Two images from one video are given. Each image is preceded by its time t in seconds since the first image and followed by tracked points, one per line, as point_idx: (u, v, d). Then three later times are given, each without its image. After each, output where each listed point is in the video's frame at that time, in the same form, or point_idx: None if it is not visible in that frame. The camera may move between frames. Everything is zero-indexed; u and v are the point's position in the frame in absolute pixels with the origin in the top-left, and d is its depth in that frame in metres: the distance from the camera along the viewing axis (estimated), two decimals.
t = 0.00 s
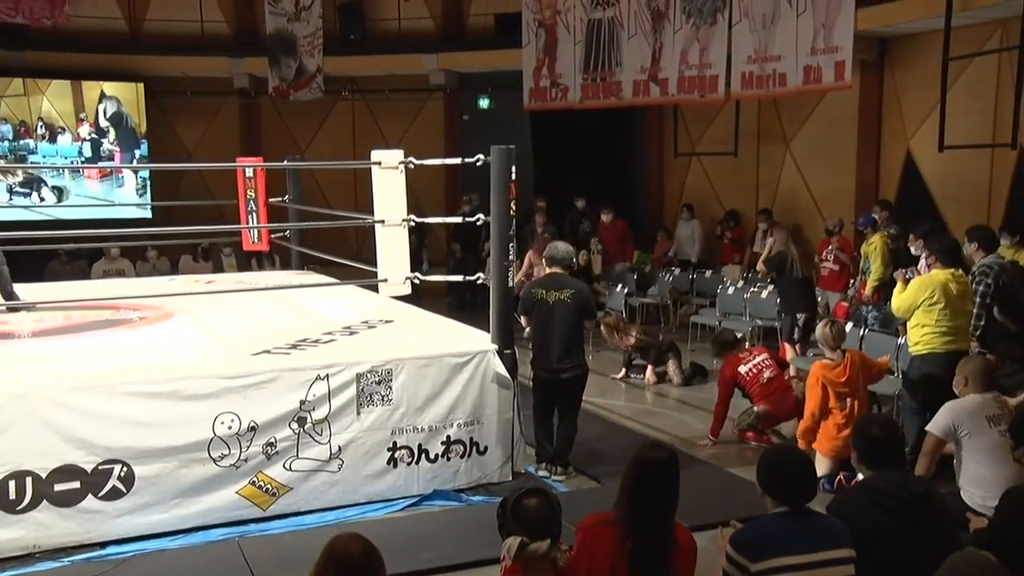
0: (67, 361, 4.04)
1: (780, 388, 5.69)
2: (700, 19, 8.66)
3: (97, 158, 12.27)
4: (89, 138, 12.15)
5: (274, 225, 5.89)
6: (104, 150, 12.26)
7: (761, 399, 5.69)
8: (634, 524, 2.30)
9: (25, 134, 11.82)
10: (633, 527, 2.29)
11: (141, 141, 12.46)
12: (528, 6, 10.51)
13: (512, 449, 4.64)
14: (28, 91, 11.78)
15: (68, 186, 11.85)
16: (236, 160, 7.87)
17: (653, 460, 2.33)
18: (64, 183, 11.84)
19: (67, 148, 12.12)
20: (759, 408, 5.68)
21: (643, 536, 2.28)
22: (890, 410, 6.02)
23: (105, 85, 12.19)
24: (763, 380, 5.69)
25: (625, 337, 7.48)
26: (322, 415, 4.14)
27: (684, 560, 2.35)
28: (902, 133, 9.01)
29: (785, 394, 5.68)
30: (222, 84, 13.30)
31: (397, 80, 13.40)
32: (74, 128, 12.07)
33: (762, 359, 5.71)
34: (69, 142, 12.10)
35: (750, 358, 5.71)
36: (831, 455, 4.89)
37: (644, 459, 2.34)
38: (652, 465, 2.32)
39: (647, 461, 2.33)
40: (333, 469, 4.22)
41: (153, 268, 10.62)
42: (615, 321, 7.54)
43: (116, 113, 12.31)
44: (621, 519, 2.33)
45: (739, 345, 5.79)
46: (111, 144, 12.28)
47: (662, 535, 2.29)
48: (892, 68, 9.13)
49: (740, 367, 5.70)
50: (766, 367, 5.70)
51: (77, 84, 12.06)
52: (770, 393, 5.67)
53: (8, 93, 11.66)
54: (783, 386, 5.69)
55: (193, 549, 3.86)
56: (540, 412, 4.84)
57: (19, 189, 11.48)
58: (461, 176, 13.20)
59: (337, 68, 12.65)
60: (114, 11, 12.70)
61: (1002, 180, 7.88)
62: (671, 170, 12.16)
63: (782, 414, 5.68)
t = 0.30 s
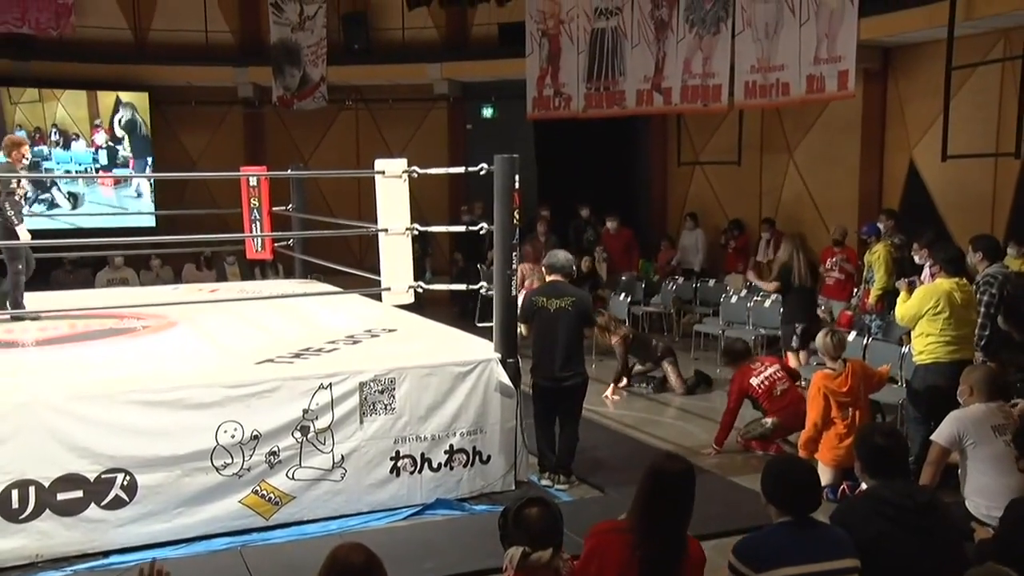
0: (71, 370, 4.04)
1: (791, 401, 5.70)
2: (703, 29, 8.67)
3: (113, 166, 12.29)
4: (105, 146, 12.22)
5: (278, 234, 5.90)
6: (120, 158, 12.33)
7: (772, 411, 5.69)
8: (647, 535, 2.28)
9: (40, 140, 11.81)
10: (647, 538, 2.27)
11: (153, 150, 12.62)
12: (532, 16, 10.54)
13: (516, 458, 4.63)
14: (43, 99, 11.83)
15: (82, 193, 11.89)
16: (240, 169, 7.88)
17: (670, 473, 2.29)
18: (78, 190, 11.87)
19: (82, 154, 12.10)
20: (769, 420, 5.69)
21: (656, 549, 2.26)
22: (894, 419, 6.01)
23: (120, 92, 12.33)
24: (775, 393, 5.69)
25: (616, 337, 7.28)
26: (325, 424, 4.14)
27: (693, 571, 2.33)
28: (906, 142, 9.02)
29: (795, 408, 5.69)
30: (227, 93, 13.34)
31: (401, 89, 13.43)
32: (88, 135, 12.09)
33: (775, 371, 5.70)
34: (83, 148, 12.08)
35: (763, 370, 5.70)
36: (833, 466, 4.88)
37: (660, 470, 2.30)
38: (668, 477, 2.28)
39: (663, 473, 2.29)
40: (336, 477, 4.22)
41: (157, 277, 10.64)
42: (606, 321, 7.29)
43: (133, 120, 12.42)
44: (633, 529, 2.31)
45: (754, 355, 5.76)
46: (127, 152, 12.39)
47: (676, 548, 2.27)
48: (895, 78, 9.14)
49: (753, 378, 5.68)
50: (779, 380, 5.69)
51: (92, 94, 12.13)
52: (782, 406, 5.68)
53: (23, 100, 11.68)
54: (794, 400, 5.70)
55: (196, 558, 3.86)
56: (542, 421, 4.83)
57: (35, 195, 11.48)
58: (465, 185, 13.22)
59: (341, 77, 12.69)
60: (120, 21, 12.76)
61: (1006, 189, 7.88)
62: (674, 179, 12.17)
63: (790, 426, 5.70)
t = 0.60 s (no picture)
0: (71, 373, 4.04)
1: (795, 405, 5.69)
2: (703, 32, 8.68)
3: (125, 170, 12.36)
4: (117, 152, 12.27)
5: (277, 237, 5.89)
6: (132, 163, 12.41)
7: (774, 415, 5.68)
8: (658, 538, 2.28)
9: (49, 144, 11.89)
10: (657, 542, 2.28)
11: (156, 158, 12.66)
12: (532, 19, 10.55)
13: (515, 461, 4.62)
14: (52, 103, 11.87)
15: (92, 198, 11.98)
16: (240, 172, 7.88)
17: (683, 478, 2.29)
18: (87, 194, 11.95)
19: (92, 159, 12.20)
20: (771, 423, 5.68)
21: (667, 553, 2.26)
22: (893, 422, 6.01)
23: (131, 96, 12.31)
24: (781, 396, 5.68)
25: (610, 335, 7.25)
26: (324, 427, 4.13)
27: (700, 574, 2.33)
28: (905, 145, 9.02)
29: (797, 413, 5.69)
30: (228, 96, 13.34)
31: (401, 93, 13.44)
32: (97, 140, 12.12)
33: (781, 375, 5.67)
34: (93, 153, 12.16)
35: (770, 372, 5.66)
36: (832, 469, 4.86)
37: (673, 475, 2.30)
38: (681, 482, 2.29)
39: (677, 477, 2.30)
40: (336, 481, 4.21)
41: (157, 280, 10.65)
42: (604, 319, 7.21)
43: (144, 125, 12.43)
44: (643, 532, 2.32)
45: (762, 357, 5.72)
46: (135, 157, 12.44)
47: (687, 552, 2.27)
48: (894, 81, 9.15)
49: (759, 380, 5.66)
50: (785, 384, 5.67)
51: (103, 98, 12.14)
52: (785, 411, 5.67)
53: (32, 105, 11.73)
54: (797, 404, 5.69)
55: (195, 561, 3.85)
56: (541, 424, 4.82)
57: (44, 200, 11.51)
58: (465, 188, 13.22)
59: (340, 80, 12.69)
60: (120, 24, 12.77)
61: (1005, 192, 7.88)
62: (674, 182, 12.18)
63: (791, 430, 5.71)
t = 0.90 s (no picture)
0: (71, 376, 4.04)
1: (795, 408, 5.67)
2: (703, 35, 8.69)
3: (121, 165, 12.37)
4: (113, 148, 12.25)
5: (277, 240, 5.89)
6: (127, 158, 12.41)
7: (774, 416, 5.67)
8: (659, 542, 2.29)
9: (46, 141, 11.90)
10: (659, 544, 2.28)
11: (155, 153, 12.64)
12: (532, 23, 10.57)
13: (515, 464, 4.62)
14: (49, 99, 11.86)
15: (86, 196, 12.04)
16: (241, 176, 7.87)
17: (687, 483, 2.30)
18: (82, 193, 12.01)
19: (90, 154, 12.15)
20: (771, 425, 5.69)
21: (669, 555, 2.26)
22: (894, 425, 6.00)
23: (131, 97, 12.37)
24: (782, 398, 5.67)
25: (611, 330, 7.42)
26: (324, 430, 4.13)
27: None
28: (906, 148, 9.02)
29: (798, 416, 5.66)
30: (229, 99, 13.35)
31: (401, 96, 13.46)
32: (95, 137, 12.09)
33: (782, 376, 5.68)
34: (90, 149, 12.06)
35: (772, 372, 5.69)
36: (832, 472, 4.87)
37: (678, 480, 2.31)
38: (685, 487, 2.29)
39: (681, 483, 2.30)
40: (336, 484, 4.21)
41: (157, 283, 10.66)
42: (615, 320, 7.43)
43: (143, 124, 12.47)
44: (645, 535, 2.32)
45: (766, 357, 5.76)
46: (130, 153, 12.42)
47: (690, 555, 2.27)
48: (894, 85, 9.16)
49: (760, 380, 5.70)
50: (786, 385, 5.68)
51: (101, 99, 12.14)
52: (784, 413, 5.66)
53: (30, 101, 11.73)
54: (797, 407, 5.67)
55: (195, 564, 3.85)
56: (541, 427, 4.82)
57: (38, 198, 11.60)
58: (465, 192, 13.23)
59: (341, 83, 12.71)
60: (121, 28, 12.79)
61: (1005, 195, 7.88)
62: (675, 186, 12.17)
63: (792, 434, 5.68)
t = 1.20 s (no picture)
0: (71, 379, 4.04)
1: (797, 409, 5.69)
2: (703, 38, 8.70)
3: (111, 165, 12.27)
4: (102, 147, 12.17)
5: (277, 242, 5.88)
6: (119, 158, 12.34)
7: (775, 417, 5.69)
8: (655, 543, 2.28)
9: (41, 141, 11.84)
10: (654, 547, 2.28)
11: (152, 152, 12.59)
12: (532, 25, 10.58)
13: (515, 467, 4.62)
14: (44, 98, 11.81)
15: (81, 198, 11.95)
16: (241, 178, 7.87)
17: (684, 486, 2.29)
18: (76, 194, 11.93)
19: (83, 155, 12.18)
20: (772, 426, 5.70)
21: (663, 557, 2.26)
22: (894, 428, 6.00)
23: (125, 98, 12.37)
24: (783, 399, 5.70)
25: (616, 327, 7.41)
26: (324, 433, 4.13)
27: None
28: (905, 151, 9.03)
29: (799, 418, 5.69)
30: (229, 101, 13.35)
31: (402, 98, 13.46)
32: (90, 136, 12.10)
33: (787, 377, 5.71)
34: (83, 149, 12.13)
35: (776, 373, 5.71)
36: (835, 475, 4.87)
37: (674, 483, 2.30)
38: (682, 490, 2.28)
39: (677, 485, 2.29)
40: (335, 486, 4.21)
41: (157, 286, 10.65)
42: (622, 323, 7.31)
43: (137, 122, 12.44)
44: (642, 536, 2.32)
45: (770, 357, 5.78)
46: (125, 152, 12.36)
47: (685, 556, 2.27)
48: (894, 87, 9.16)
49: (764, 380, 5.72)
50: (788, 387, 5.70)
51: (95, 103, 12.13)
52: (785, 414, 5.68)
53: (25, 100, 11.69)
54: (799, 409, 5.69)
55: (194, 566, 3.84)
56: (540, 430, 4.81)
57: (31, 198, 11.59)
58: (465, 194, 13.23)
59: (341, 85, 12.70)
60: (121, 30, 12.81)
61: (1006, 197, 7.88)
62: (675, 189, 12.17)
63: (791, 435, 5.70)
